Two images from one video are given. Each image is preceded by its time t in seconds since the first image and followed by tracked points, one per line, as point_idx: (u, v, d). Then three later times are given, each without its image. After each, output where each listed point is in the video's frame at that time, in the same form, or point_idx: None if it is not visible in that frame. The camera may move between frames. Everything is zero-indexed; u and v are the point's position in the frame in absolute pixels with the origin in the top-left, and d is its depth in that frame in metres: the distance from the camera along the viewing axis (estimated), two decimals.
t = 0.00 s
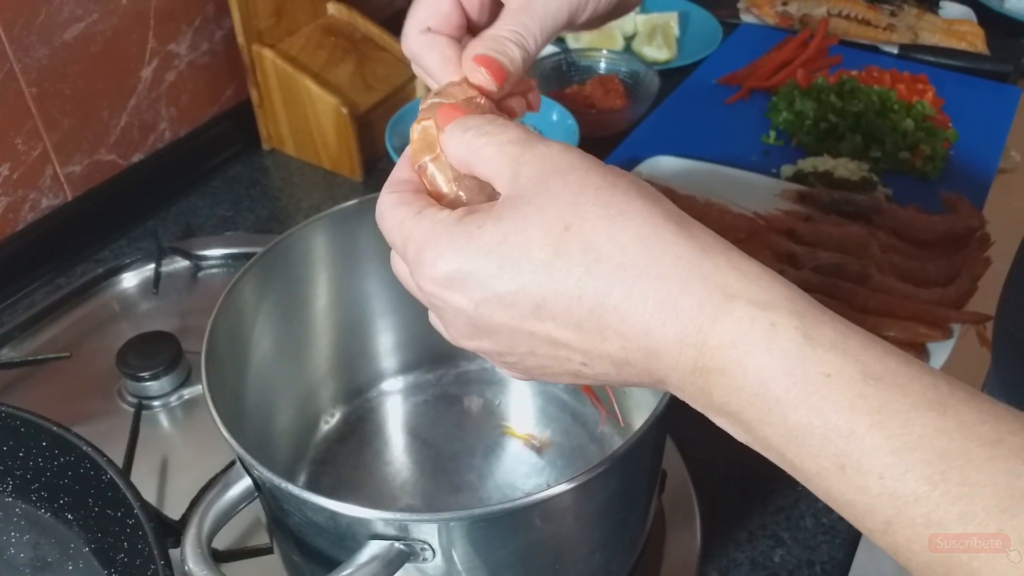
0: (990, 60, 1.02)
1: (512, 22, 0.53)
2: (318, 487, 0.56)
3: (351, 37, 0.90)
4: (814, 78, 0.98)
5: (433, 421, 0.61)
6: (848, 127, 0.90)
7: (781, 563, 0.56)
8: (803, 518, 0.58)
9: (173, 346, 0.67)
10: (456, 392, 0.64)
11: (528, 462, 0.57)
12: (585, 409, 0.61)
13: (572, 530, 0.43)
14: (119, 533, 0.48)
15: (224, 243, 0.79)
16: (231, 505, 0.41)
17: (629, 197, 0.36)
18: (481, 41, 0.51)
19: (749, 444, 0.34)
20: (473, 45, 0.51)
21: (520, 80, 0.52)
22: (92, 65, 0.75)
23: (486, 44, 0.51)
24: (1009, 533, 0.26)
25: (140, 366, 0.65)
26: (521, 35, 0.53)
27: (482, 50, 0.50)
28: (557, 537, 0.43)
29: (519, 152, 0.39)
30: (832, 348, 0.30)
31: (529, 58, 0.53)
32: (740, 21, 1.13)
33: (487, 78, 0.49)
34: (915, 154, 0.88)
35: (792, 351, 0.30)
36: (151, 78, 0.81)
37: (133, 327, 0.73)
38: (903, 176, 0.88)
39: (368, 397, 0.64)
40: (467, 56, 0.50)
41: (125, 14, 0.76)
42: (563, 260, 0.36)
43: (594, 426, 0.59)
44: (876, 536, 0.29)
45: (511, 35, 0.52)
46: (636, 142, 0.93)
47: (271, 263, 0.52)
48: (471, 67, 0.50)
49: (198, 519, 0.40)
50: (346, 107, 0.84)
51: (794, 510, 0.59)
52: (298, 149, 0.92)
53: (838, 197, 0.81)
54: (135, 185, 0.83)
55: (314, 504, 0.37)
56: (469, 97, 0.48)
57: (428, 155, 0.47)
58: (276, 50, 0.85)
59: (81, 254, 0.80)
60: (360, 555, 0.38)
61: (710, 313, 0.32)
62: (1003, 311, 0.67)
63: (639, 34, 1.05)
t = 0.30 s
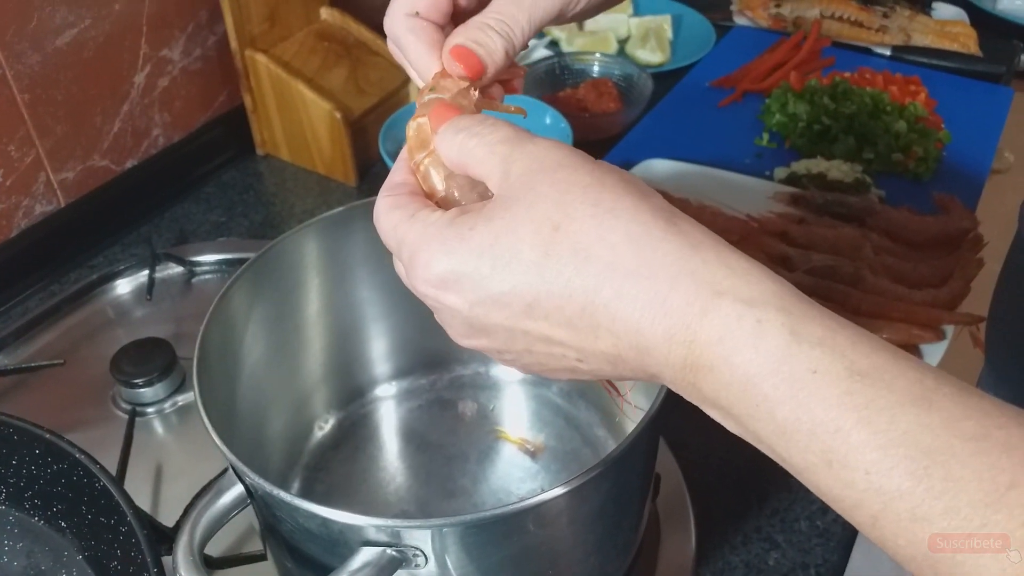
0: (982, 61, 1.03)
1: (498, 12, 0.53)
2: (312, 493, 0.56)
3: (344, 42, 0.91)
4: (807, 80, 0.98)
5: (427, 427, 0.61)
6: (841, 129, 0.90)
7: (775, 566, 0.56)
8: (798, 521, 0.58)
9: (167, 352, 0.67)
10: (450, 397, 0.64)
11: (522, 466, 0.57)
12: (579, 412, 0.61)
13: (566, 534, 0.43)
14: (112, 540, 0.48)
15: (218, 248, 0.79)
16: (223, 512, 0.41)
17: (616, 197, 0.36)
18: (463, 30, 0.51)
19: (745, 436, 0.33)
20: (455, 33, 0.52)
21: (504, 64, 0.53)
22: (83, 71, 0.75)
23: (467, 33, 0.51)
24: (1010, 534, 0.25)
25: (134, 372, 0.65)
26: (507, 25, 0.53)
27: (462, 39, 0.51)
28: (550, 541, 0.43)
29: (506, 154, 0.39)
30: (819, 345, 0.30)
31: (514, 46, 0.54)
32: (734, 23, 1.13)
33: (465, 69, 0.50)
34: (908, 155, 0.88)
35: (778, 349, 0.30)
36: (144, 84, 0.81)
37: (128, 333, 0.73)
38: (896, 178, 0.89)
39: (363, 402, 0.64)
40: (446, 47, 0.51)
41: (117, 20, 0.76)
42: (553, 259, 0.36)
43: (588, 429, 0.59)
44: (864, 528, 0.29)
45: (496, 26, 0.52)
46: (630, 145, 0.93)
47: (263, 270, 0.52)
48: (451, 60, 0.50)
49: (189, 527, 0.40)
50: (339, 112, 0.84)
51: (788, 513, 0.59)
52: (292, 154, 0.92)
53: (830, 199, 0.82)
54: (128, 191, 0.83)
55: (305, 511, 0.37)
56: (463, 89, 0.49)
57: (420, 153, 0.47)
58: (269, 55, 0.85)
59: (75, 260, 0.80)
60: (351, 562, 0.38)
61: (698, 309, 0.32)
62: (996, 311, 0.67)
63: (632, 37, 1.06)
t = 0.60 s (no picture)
0: (980, 58, 1.03)
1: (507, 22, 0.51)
2: (311, 493, 0.56)
3: (341, 41, 0.90)
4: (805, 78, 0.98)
5: (426, 426, 0.61)
6: (839, 126, 0.90)
7: (776, 564, 0.55)
8: (799, 518, 0.58)
9: (165, 353, 0.66)
10: (449, 397, 0.63)
11: (522, 466, 0.57)
12: (578, 413, 0.61)
13: (567, 533, 0.43)
14: (111, 542, 0.48)
15: (216, 249, 0.79)
16: (223, 513, 0.40)
17: (627, 167, 0.36)
18: (472, 57, 0.49)
19: (740, 424, 0.34)
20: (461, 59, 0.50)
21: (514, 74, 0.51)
22: (80, 72, 0.75)
23: (476, 60, 0.49)
24: (1010, 534, 0.26)
25: (132, 373, 0.65)
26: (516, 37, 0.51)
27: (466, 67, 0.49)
28: (552, 541, 0.43)
29: (519, 138, 0.40)
30: (831, 315, 0.30)
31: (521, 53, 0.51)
32: (732, 22, 1.13)
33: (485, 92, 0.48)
34: (906, 152, 0.88)
35: (791, 318, 0.30)
36: (140, 84, 0.80)
37: (125, 334, 0.73)
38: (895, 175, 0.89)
39: (362, 401, 0.63)
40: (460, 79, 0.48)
41: (113, 20, 0.76)
42: (560, 221, 0.36)
43: (588, 429, 0.59)
44: (873, 510, 0.29)
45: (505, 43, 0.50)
46: (629, 143, 0.93)
47: (261, 269, 0.52)
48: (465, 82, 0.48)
49: (188, 530, 0.39)
50: (337, 111, 0.83)
51: (789, 511, 0.59)
52: (290, 153, 0.91)
53: (830, 196, 0.81)
54: (125, 192, 0.82)
55: (305, 512, 0.37)
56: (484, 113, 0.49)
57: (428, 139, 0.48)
58: (266, 54, 0.85)
59: (72, 261, 0.79)
60: (351, 562, 0.38)
61: (708, 275, 0.32)
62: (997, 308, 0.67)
63: (629, 35, 1.05)
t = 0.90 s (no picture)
0: (981, 60, 1.03)
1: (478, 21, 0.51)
2: (315, 498, 0.56)
3: (343, 45, 0.90)
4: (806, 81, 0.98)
5: (429, 430, 0.61)
6: (840, 130, 0.91)
7: (780, 568, 0.55)
8: (802, 522, 0.58)
9: (168, 358, 0.66)
10: (453, 401, 0.64)
11: (525, 470, 0.57)
12: (581, 416, 0.61)
13: (572, 537, 0.43)
14: (116, 548, 0.48)
15: (218, 253, 0.79)
16: (228, 518, 0.41)
17: (623, 178, 0.36)
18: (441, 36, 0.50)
19: (739, 432, 0.34)
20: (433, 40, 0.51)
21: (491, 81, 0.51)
22: (82, 77, 0.75)
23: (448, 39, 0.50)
24: (1010, 534, 0.26)
25: (135, 379, 0.65)
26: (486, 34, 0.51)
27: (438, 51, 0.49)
28: (557, 545, 0.43)
29: (509, 136, 0.40)
30: (826, 324, 0.30)
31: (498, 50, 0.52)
32: (732, 25, 1.13)
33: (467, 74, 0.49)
34: (907, 155, 0.88)
35: (785, 328, 0.30)
36: (143, 90, 0.80)
37: (128, 338, 0.73)
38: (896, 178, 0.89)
39: (365, 406, 0.63)
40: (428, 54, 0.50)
41: (115, 26, 0.76)
42: (555, 231, 0.36)
43: (591, 432, 0.59)
44: (871, 520, 0.29)
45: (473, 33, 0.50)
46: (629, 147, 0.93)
47: (265, 274, 0.52)
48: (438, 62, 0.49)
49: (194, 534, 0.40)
50: (338, 116, 0.84)
51: (793, 514, 0.59)
52: (291, 157, 0.91)
53: (831, 200, 0.82)
54: (127, 197, 0.82)
55: (311, 517, 0.37)
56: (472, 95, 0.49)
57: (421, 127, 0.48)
58: (267, 59, 0.85)
59: (75, 266, 0.79)
60: (358, 568, 0.38)
61: (702, 288, 0.32)
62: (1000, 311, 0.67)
63: (631, 38, 1.04)
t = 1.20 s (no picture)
0: (986, 59, 1.03)
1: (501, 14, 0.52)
2: (323, 495, 0.55)
3: (348, 44, 0.90)
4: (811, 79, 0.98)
5: (437, 428, 0.61)
6: (846, 128, 0.91)
7: (788, 566, 0.55)
8: (810, 520, 0.58)
9: (174, 356, 0.66)
10: (459, 398, 0.63)
11: (533, 468, 0.57)
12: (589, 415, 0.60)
13: (582, 535, 0.43)
14: (124, 544, 0.48)
15: (224, 251, 0.79)
16: (238, 514, 0.40)
17: (635, 175, 0.36)
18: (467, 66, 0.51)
19: (752, 433, 0.34)
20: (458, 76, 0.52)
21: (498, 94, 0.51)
22: (88, 75, 0.75)
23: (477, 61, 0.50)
24: (1010, 534, 0.26)
25: (141, 376, 0.65)
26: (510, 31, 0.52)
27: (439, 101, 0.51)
28: (567, 543, 0.42)
29: (523, 146, 0.40)
30: (846, 316, 0.30)
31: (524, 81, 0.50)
32: (736, 24, 1.13)
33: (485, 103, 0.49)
34: (914, 153, 0.88)
35: (808, 315, 0.30)
36: (148, 87, 0.80)
37: (133, 336, 0.73)
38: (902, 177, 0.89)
39: (373, 404, 0.63)
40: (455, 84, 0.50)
41: (121, 24, 0.76)
42: (577, 231, 0.35)
43: (599, 430, 0.59)
44: (884, 505, 0.29)
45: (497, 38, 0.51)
46: (635, 145, 0.93)
47: (274, 270, 0.51)
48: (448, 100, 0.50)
49: (205, 531, 0.39)
50: (344, 114, 0.83)
51: (801, 513, 0.59)
52: (296, 155, 0.91)
53: (839, 198, 0.82)
54: (133, 194, 0.82)
55: (322, 513, 0.37)
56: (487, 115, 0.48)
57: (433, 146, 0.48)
58: (273, 57, 0.85)
59: (80, 264, 0.79)
60: (369, 564, 0.38)
61: (729, 278, 0.32)
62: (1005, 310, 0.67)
63: (635, 37, 1.04)
